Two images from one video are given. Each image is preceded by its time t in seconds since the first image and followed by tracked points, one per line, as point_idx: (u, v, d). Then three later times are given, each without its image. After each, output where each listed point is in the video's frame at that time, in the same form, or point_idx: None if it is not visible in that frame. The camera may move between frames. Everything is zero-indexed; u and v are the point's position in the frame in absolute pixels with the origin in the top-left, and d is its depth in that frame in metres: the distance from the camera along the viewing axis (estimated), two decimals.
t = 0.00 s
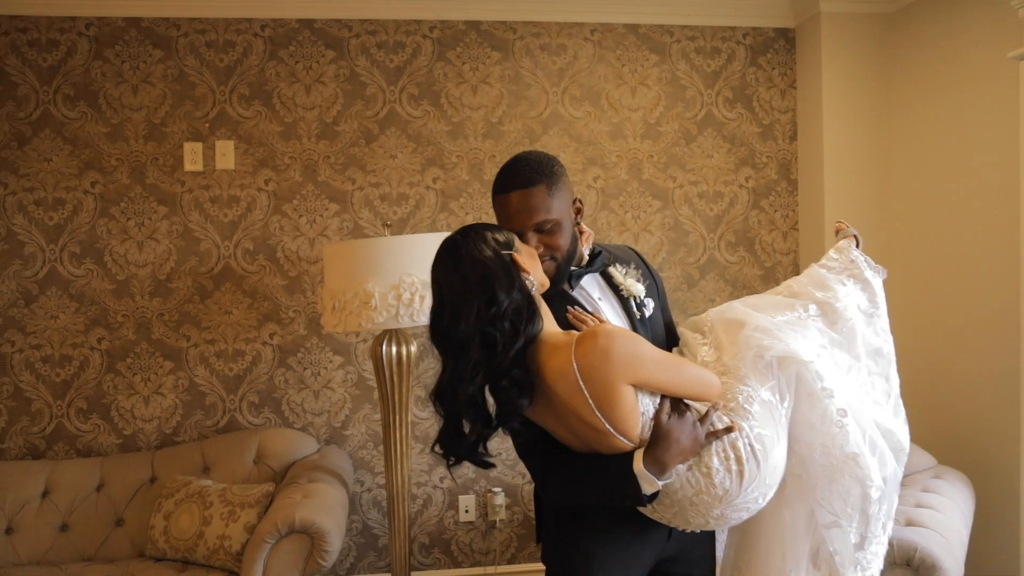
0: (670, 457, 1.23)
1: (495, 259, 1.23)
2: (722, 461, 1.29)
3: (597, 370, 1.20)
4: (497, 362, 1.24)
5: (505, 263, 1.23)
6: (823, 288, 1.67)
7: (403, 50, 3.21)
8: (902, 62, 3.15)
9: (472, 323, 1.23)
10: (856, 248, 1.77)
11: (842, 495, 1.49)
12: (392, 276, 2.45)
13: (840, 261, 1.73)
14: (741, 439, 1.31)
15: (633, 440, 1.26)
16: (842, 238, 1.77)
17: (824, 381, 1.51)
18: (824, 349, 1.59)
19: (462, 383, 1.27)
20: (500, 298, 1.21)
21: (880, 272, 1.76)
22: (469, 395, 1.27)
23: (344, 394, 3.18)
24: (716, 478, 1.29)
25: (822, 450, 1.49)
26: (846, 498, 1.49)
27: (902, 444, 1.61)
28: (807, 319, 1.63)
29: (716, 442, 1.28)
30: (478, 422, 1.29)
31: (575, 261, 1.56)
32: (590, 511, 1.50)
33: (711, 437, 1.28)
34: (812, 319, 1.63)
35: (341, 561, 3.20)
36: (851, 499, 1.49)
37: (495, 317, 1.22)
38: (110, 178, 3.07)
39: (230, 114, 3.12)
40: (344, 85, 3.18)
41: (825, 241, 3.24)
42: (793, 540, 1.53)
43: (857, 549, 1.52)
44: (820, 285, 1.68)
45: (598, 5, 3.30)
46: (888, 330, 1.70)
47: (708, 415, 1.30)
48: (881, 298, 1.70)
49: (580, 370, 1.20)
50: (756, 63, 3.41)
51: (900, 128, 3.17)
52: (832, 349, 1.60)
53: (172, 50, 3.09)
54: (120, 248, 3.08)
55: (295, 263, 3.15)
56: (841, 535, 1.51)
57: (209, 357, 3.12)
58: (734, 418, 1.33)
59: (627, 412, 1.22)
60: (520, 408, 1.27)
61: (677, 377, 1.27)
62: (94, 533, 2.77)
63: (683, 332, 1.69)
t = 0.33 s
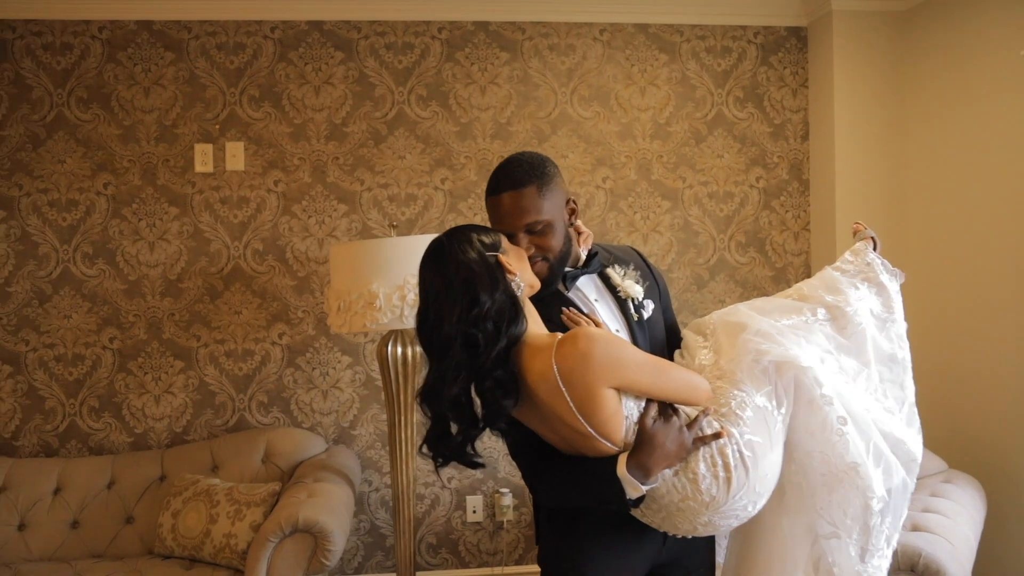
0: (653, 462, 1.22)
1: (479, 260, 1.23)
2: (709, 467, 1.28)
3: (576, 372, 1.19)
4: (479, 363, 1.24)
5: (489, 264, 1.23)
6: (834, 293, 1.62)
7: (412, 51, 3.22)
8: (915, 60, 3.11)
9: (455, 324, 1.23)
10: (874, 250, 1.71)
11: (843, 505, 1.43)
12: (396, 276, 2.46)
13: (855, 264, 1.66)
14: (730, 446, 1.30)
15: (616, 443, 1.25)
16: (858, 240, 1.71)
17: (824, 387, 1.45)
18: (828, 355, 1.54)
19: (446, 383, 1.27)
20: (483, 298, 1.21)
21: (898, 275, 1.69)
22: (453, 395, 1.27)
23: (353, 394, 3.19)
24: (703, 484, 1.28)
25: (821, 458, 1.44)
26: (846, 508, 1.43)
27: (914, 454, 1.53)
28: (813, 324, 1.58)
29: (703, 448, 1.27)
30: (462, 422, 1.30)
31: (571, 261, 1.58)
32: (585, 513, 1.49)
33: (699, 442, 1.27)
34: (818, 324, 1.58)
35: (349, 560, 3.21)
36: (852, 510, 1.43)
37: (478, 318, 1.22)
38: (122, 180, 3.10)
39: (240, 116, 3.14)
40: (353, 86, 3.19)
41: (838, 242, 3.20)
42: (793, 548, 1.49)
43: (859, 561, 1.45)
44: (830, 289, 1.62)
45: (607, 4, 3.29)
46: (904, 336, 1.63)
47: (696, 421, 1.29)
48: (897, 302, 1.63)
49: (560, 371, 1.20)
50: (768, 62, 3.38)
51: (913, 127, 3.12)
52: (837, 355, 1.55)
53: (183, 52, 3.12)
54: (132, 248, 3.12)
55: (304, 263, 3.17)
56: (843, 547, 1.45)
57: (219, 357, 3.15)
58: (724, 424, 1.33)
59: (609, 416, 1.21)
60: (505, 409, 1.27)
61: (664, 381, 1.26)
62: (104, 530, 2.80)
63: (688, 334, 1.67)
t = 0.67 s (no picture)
0: (631, 465, 1.23)
1: (459, 260, 1.25)
2: (690, 472, 1.28)
3: (553, 374, 1.20)
4: (459, 362, 1.25)
5: (470, 265, 1.25)
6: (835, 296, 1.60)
7: (416, 51, 3.23)
8: (923, 59, 3.08)
9: (435, 323, 1.25)
10: (882, 251, 1.69)
11: (835, 513, 1.41)
12: (396, 276, 2.48)
13: (861, 266, 1.64)
14: (713, 451, 1.30)
15: (596, 447, 1.26)
16: (867, 241, 1.70)
17: (816, 392, 1.42)
18: (824, 359, 1.52)
19: (427, 381, 1.29)
20: (462, 298, 1.23)
21: (907, 279, 1.67)
22: (433, 394, 1.29)
23: (357, 394, 3.21)
24: (684, 489, 1.28)
25: (812, 465, 1.41)
26: (838, 516, 1.40)
27: (913, 461, 1.51)
28: (810, 327, 1.56)
29: (684, 452, 1.27)
30: (443, 421, 1.31)
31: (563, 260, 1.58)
32: (575, 514, 1.50)
33: (680, 447, 1.27)
34: (815, 328, 1.56)
35: (353, 559, 3.22)
36: (845, 518, 1.40)
37: (458, 318, 1.24)
38: (129, 180, 3.14)
39: (246, 116, 3.17)
40: (357, 86, 3.21)
41: (844, 242, 3.17)
42: (784, 556, 1.47)
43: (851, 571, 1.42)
44: (833, 291, 1.60)
45: (612, 3, 3.28)
46: (909, 341, 1.61)
47: (679, 425, 1.29)
48: (904, 305, 1.61)
49: (536, 373, 1.21)
50: (774, 61, 3.36)
51: (921, 126, 3.09)
52: (833, 360, 1.53)
53: (189, 54, 3.15)
54: (138, 248, 3.15)
55: (308, 263, 3.19)
56: (835, 557, 1.42)
57: (224, 356, 3.17)
58: (709, 429, 1.33)
59: (587, 419, 1.22)
60: (484, 408, 1.29)
61: (643, 385, 1.25)
62: (109, 527, 2.82)
63: (682, 336, 1.63)
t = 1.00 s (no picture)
0: (618, 464, 1.25)
1: (447, 259, 1.31)
2: (678, 472, 1.28)
3: (536, 372, 1.24)
4: (445, 359, 1.32)
5: (457, 263, 1.32)
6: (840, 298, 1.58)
7: (424, 51, 3.24)
8: (935, 55, 3.04)
9: (422, 320, 1.32)
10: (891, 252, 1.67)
11: (830, 517, 1.38)
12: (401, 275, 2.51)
13: (868, 267, 1.62)
14: (702, 452, 1.30)
15: (585, 444, 1.30)
16: (876, 241, 1.67)
17: (813, 394, 1.41)
18: (824, 361, 1.50)
19: (415, 378, 1.35)
20: (449, 296, 1.30)
21: (915, 281, 1.65)
22: (420, 390, 1.35)
23: (365, 392, 3.22)
24: (671, 488, 1.28)
25: (808, 468, 1.39)
26: (833, 521, 1.38)
27: (917, 466, 1.47)
28: (812, 328, 1.54)
29: (673, 452, 1.28)
30: (429, 417, 1.37)
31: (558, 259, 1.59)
32: (569, 513, 1.50)
33: (668, 447, 1.28)
34: (817, 329, 1.54)
35: (361, 556, 3.23)
36: (840, 522, 1.38)
37: (445, 315, 1.31)
38: (141, 179, 3.17)
39: (255, 116, 3.19)
40: (365, 86, 3.22)
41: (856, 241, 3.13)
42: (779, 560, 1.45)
43: None
44: (837, 291, 1.58)
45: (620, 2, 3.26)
46: (916, 343, 1.58)
47: (668, 425, 1.30)
48: (911, 307, 1.58)
49: (520, 370, 1.26)
50: (784, 59, 3.33)
51: (934, 123, 3.05)
52: (834, 361, 1.51)
53: (200, 55, 3.18)
54: (150, 247, 3.18)
55: (317, 262, 3.21)
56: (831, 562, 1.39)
57: (234, 353, 3.20)
58: (699, 429, 1.33)
59: (572, 418, 1.26)
60: (469, 405, 1.35)
61: (630, 385, 1.29)
62: (120, 522, 2.86)
63: (682, 335, 1.61)
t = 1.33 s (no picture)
0: (609, 462, 1.27)
1: (440, 256, 1.35)
2: (671, 470, 1.29)
3: (526, 368, 1.26)
4: (437, 355, 1.35)
5: (450, 261, 1.35)
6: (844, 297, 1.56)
7: (435, 50, 3.25)
8: (950, 52, 3.00)
9: (416, 316, 1.36)
10: (899, 250, 1.64)
11: (828, 518, 1.37)
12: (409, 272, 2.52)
13: (875, 266, 1.59)
14: (695, 450, 1.31)
15: (576, 442, 1.31)
16: (884, 240, 1.64)
17: (811, 394, 1.39)
18: (825, 360, 1.48)
19: (408, 373, 1.39)
20: (441, 293, 1.33)
21: (924, 280, 1.62)
22: (413, 385, 1.39)
23: (376, 389, 3.24)
24: (664, 486, 1.29)
25: (806, 467, 1.38)
26: (831, 522, 1.37)
27: (922, 468, 1.44)
28: (813, 327, 1.52)
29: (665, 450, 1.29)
30: (421, 412, 1.40)
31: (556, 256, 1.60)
32: (566, 509, 1.50)
33: (660, 444, 1.29)
34: (819, 328, 1.52)
35: (372, 553, 3.24)
36: (838, 523, 1.36)
37: (437, 311, 1.34)
38: (155, 179, 3.21)
39: (268, 116, 3.22)
40: (376, 85, 3.24)
41: (871, 239, 3.10)
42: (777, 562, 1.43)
43: None
44: (842, 290, 1.56)
45: None
46: (923, 343, 1.54)
47: (661, 423, 1.31)
48: (917, 307, 1.55)
49: (511, 367, 1.28)
50: (797, 56, 3.30)
51: (950, 120, 3.01)
52: (836, 361, 1.49)
53: (213, 55, 3.22)
54: (164, 245, 3.22)
55: (328, 260, 3.23)
56: (829, 564, 1.38)
57: (246, 351, 3.23)
58: (693, 427, 1.34)
59: (563, 415, 1.28)
60: (461, 401, 1.38)
61: (621, 383, 1.30)
62: (133, 517, 2.90)
63: (684, 334, 1.59)
